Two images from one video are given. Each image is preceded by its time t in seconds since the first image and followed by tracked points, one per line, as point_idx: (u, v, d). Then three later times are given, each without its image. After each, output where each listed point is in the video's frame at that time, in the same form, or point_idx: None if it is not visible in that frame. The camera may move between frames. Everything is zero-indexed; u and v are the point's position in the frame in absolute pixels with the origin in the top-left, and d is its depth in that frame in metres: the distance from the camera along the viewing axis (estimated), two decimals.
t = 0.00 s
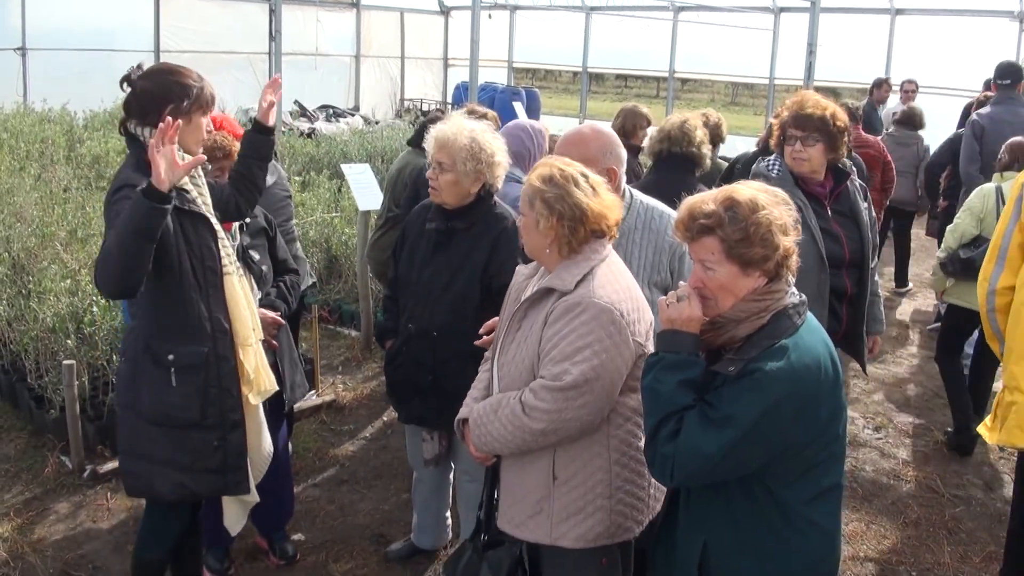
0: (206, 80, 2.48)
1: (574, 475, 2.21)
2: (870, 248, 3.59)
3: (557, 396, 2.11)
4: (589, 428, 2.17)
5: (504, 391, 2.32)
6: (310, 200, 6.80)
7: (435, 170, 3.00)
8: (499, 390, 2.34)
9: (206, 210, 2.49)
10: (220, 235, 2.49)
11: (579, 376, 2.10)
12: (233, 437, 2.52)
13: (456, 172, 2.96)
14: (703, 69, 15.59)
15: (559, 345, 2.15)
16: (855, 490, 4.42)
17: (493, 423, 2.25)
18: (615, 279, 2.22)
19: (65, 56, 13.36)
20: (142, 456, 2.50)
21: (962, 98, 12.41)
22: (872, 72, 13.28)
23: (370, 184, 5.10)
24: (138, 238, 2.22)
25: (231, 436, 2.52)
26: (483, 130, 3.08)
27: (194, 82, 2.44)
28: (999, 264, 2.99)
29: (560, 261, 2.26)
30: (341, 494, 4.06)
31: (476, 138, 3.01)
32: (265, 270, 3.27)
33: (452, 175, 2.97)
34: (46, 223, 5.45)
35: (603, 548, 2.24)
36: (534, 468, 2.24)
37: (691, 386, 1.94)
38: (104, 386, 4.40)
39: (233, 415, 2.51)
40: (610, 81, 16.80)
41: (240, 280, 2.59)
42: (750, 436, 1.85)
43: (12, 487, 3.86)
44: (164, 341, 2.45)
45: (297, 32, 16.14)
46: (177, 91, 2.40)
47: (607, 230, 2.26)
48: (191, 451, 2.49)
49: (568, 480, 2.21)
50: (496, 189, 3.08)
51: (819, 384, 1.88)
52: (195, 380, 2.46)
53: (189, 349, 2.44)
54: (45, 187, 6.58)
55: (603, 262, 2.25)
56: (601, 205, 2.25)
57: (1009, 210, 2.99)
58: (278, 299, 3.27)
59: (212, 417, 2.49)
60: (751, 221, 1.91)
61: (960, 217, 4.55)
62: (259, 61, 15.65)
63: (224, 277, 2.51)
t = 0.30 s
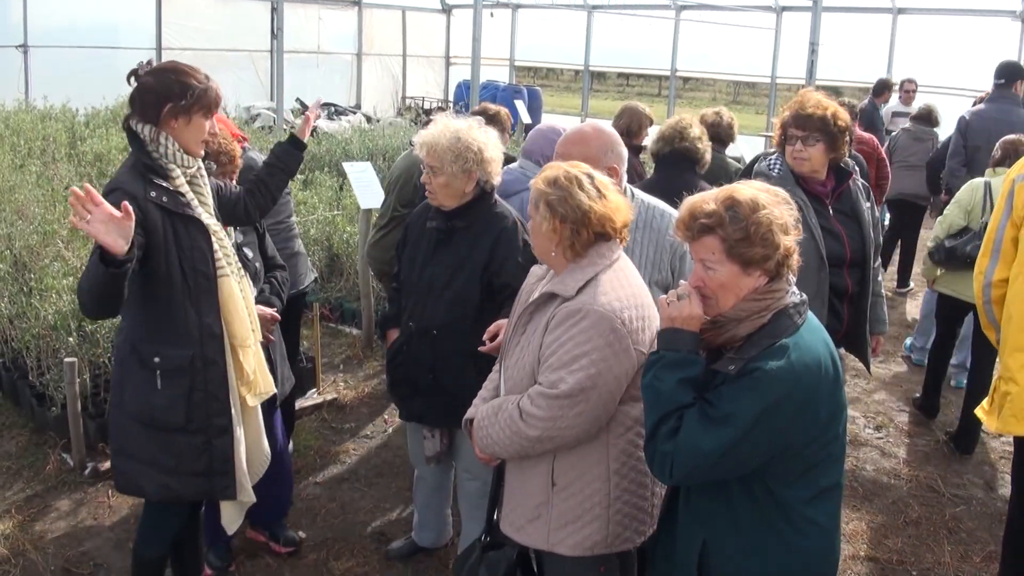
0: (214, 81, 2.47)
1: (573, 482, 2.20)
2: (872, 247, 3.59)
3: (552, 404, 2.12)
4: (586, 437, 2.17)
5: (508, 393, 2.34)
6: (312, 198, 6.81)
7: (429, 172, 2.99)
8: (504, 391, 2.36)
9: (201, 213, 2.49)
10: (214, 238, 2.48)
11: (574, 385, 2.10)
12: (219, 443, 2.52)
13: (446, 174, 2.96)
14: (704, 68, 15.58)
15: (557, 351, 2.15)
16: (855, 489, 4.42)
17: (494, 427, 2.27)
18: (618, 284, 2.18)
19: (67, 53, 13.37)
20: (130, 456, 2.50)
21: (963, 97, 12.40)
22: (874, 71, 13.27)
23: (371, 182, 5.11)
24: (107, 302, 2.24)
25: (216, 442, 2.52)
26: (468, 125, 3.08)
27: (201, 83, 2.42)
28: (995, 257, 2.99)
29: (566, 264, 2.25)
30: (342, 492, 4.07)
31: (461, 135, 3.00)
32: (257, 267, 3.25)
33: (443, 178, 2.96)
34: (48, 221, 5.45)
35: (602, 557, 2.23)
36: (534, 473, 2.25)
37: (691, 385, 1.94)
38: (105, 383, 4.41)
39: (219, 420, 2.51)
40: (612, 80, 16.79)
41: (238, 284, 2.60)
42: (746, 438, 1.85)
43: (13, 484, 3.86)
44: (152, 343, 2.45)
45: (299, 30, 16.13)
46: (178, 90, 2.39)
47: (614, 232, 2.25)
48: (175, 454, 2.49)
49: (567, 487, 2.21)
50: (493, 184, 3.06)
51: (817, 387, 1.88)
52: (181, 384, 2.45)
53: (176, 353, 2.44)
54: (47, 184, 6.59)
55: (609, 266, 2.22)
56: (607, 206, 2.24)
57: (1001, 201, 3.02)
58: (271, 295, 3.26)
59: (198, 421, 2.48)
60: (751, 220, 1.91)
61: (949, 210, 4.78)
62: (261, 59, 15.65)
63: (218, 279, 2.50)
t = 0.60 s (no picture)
0: (218, 83, 2.47)
1: (570, 490, 2.19)
2: (874, 246, 3.59)
3: (547, 411, 2.12)
4: (585, 446, 2.15)
5: (511, 396, 2.34)
6: (314, 198, 6.81)
7: (438, 170, 3.00)
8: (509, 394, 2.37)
9: (201, 215, 2.48)
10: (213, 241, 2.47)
11: (568, 394, 2.09)
12: (214, 446, 2.51)
13: (463, 171, 2.97)
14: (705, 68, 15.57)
15: (556, 356, 2.15)
16: (857, 489, 4.41)
17: (493, 430, 2.28)
18: (621, 292, 2.16)
19: (67, 53, 13.37)
20: (125, 454, 2.50)
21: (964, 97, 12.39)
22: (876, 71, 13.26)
23: (372, 183, 5.11)
24: (95, 308, 2.24)
25: (211, 445, 2.51)
26: (485, 131, 3.11)
27: (207, 85, 2.42)
28: (1006, 251, 2.98)
29: (577, 269, 2.23)
30: (343, 492, 4.06)
31: (478, 138, 3.03)
32: (263, 266, 3.28)
33: (459, 175, 2.97)
34: (49, 221, 5.45)
35: (596, 566, 2.20)
36: (534, 477, 2.25)
37: (691, 385, 1.93)
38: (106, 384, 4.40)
39: (212, 423, 2.49)
40: (613, 80, 16.79)
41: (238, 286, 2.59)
42: (744, 440, 1.85)
43: (13, 485, 3.86)
44: (147, 344, 2.45)
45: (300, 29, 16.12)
46: (181, 90, 2.38)
47: (627, 236, 2.22)
48: (168, 454, 2.49)
49: (564, 493, 2.20)
50: (498, 185, 3.09)
51: (817, 390, 1.87)
52: (175, 386, 2.45)
53: (171, 355, 2.44)
54: (48, 184, 6.58)
55: (618, 273, 2.20)
56: (621, 210, 2.21)
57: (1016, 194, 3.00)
58: (277, 293, 3.34)
59: (192, 423, 2.48)
60: (753, 220, 1.90)
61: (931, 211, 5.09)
62: (262, 59, 15.64)
63: (215, 282, 2.49)
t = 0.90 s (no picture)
0: (228, 85, 2.47)
1: (571, 495, 2.18)
2: (875, 247, 3.59)
3: (551, 416, 2.11)
4: (587, 453, 2.14)
5: (518, 398, 2.33)
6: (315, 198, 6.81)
7: (440, 168, 3.00)
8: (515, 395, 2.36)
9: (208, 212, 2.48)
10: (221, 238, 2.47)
11: (574, 399, 2.08)
12: (219, 443, 2.51)
13: (465, 170, 2.96)
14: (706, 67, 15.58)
15: (562, 361, 2.14)
16: (857, 490, 4.41)
17: (498, 432, 2.27)
18: (632, 299, 2.14)
19: (68, 52, 13.37)
20: (128, 454, 2.49)
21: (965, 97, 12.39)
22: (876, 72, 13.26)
23: (372, 182, 5.10)
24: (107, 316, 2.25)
25: (216, 442, 2.51)
26: (490, 133, 3.11)
27: (218, 87, 2.43)
28: None
29: (591, 273, 2.21)
30: (344, 491, 4.06)
31: (483, 138, 3.03)
32: (279, 267, 3.32)
33: (460, 173, 2.96)
34: (50, 220, 5.44)
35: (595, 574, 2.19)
36: (537, 481, 2.25)
37: (691, 385, 1.93)
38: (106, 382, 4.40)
39: (219, 420, 2.50)
40: (614, 79, 16.79)
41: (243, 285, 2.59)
42: (745, 441, 1.85)
43: (14, 483, 3.86)
44: (152, 342, 2.44)
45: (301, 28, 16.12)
46: (193, 90, 2.39)
47: (643, 241, 2.20)
48: (173, 453, 2.48)
49: (566, 498, 2.19)
50: (500, 186, 3.09)
51: (818, 391, 1.87)
52: (182, 384, 2.45)
53: (177, 352, 2.44)
54: (49, 183, 6.58)
55: (631, 279, 2.18)
56: (638, 216, 2.19)
57: None
58: (292, 296, 3.35)
59: (198, 420, 2.48)
60: (752, 223, 1.90)
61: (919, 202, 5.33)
62: (263, 58, 15.63)
63: (224, 281, 2.50)
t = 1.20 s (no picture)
0: (234, 84, 2.48)
1: (573, 499, 2.18)
2: (875, 247, 3.59)
3: (555, 420, 2.11)
4: (588, 458, 2.14)
5: (522, 399, 2.33)
6: (316, 197, 6.80)
7: (439, 163, 2.99)
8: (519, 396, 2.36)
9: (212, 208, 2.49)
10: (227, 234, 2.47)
11: (579, 404, 2.08)
12: (223, 439, 2.51)
13: (464, 166, 2.96)
14: (706, 67, 15.57)
15: (568, 364, 2.13)
16: (856, 490, 4.41)
17: (501, 433, 2.27)
18: (643, 305, 2.13)
19: (68, 50, 13.37)
20: (131, 452, 2.48)
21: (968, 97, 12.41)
22: (877, 72, 13.25)
23: (372, 181, 5.10)
24: (125, 276, 2.23)
25: (221, 438, 2.51)
26: (490, 132, 3.11)
27: (223, 84, 2.44)
28: None
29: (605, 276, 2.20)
30: (344, 491, 4.06)
31: (483, 137, 3.03)
32: (293, 267, 3.38)
33: (459, 170, 2.96)
34: (49, 218, 5.44)
35: None
36: (539, 484, 2.25)
37: (688, 386, 1.92)
38: (106, 381, 4.40)
39: (224, 417, 2.50)
40: (614, 79, 16.77)
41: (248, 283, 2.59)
42: (742, 443, 1.85)
43: (13, 482, 3.86)
44: (159, 337, 2.44)
45: (301, 27, 16.11)
46: (199, 88, 2.40)
47: (659, 245, 2.20)
48: (179, 450, 2.48)
49: (567, 502, 2.19)
50: (498, 185, 3.09)
51: (816, 393, 1.87)
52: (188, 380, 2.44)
53: (183, 348, 2.43)
54: (48, 181, 6.58)
55: (643, 282, 2.17)
56: (655, 219, 2.18)
57: None
58: (305, 296, 3.43)
59: (203, 417, 2.47)
60: (751, 224, 1.90)
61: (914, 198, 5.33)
62: (263, 57, 15.63)
63: (229, 277, 2.50)
